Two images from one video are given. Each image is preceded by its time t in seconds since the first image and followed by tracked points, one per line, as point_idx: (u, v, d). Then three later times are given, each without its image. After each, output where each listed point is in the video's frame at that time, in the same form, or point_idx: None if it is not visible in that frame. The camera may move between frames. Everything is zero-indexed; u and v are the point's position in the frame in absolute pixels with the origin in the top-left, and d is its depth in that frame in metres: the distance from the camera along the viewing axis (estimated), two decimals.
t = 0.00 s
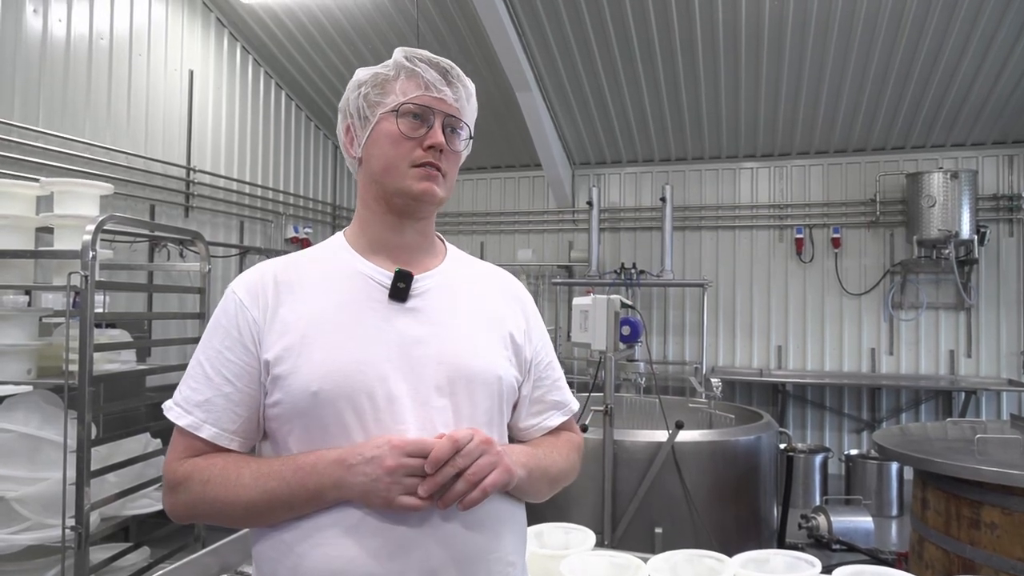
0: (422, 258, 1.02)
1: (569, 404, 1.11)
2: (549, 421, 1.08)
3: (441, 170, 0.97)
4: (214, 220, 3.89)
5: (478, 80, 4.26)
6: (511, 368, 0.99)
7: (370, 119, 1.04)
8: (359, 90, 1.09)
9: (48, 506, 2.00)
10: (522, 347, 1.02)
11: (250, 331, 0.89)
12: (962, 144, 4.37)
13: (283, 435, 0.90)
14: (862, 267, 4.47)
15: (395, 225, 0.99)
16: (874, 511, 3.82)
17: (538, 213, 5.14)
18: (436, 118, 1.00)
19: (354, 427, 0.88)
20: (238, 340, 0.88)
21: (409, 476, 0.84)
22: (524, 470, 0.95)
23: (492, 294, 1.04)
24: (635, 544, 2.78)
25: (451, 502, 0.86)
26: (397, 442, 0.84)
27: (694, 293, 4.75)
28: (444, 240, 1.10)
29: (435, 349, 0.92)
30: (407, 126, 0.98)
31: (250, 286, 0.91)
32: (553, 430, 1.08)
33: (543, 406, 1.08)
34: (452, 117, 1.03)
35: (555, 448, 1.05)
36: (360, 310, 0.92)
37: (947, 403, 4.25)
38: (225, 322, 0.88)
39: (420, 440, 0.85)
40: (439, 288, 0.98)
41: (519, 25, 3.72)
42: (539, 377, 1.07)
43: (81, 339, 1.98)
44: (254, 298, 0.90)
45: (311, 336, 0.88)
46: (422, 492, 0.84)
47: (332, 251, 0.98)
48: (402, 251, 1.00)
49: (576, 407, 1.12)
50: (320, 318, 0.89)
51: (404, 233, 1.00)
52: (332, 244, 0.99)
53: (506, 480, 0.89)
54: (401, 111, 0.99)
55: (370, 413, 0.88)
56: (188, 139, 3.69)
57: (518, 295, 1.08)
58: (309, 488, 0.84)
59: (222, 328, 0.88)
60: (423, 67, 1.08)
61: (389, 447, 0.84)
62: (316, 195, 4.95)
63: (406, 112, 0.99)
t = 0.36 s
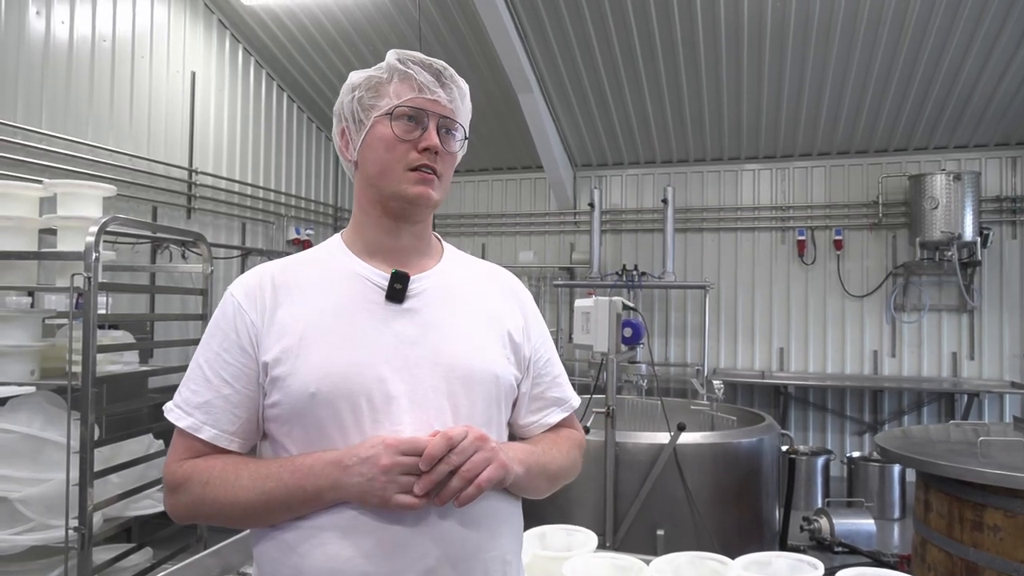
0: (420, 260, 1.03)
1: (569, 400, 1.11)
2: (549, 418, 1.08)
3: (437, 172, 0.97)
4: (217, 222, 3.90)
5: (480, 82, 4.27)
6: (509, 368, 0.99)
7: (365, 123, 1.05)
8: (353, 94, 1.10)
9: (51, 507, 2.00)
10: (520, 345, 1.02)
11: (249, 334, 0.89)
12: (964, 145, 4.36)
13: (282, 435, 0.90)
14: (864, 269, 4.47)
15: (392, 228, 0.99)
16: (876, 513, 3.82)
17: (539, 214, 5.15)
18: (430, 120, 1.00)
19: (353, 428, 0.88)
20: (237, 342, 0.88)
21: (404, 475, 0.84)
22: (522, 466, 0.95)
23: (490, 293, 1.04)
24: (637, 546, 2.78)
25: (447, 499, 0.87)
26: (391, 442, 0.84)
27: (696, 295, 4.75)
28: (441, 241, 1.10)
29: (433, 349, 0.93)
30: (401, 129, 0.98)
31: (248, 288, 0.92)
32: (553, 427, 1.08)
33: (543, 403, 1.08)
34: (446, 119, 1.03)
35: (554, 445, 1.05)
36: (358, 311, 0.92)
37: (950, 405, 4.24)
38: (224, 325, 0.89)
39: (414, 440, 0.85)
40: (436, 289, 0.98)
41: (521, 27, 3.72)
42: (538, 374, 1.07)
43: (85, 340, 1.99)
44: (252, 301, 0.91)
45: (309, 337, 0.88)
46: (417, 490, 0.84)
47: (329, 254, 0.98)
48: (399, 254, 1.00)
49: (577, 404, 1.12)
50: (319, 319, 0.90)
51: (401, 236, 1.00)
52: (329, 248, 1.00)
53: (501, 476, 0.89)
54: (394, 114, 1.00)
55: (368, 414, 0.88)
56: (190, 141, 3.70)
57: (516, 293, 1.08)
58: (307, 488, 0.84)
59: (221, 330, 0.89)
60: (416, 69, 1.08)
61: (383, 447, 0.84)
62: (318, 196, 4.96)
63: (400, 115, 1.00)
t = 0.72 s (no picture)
0: (419, 260, 1.03)
1: (565, 400, 1.10)
2: (545, 418, 1.08)
3: (436, 173, 0.97)
4: (217, 223, 3.90)
5: (480, 83, 4.27)
6: (507, 368, 0.99)
7: (365, 124, 1.05)
8: (354, 95, 1.10)
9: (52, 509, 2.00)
10: (518, 345, 1.02)
11: (250, 334, 0.89)
12: (965, 145, 4.36)
13: (283, 435, 0.90)
14: (865, 269, 4.47)
15: (391, 228, 0.99)
16: (878, 513, 3.82)
17: (540, 215, 5.15)
18: (430, 122, 1.00)
19: (353, 427, 0.88)
20: (238, 343, 0.88)
21: (406, 477, 0.84)
22: (522, 467, 0.95)
23: (489, 293, 1.04)
24: (639, 546, 2.78)
25: (449, 501, 0.87)
26: (394, 444, 0.84)
27: (696, 296, 4.75)
28: (440, 241, 1.10)
29: (432, 348, 0.92)
30: (402, 130, 0.98)
31: (248, 288, 0.92)
32: (548, 428, 1.08)
33: (540, 403, 1.08)
34: (446, 120, 1.03)
35: (550, 445, 1.04)
36: (358, 311, 0.92)
37: (951, 405, 4.24)
38: (225, 325, 0.89)
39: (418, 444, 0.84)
40: (435, 289, 0.98)
41: (521, 28, 3.72)
42: (536, 374, 1.07)
43: (86, 342, 1.99)
44: (252, 301, 0.91)
45: (309, 337, 0.88)
46: (420, 493, 0.84)
47: (328, 253, 0.98)
48: (398, 254, 1.00)
49: (573, 404, 1.11)
50: (319, 319, 0.90)
51: (400, 236, 1.00)
52: (328, 247, 0.99)
53: (502, 478, 0.89)
54: (395, 115, 1.00)
55: (368, 413, 0.88)
56: (190, 143, 3.70)
57: (514, 294, 1.09)
58: (310, 486, 0.84)
59: (222, 331, 0.88)
60: (416, 71, 1.08)
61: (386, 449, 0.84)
62: (318, 198, 4.96)
63: (401, 116, 1.00)
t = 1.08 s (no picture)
0: (422, 262, 1.03)
1: (565, 402, 1.11)
2: (545, 418, 1.08)
3: (440, 178, 0.98)
4: (219, 223, 3.91)
5: (481, 83, 4.27)
6: (509, 369, 1.00)
7: (370, 127, 1.05)
8: (359, 98, 1.10)
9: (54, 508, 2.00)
10: (520, 346, 1.03)
11: (255, 333, 0.89)
12: (967, 145, 4.36)
13: (287, 435, 0.90)
14: (866, 269, 4.46)
15: (395, 231, 0.99)
16: (879, 514, 3.81)
17: (541, 215, 5.15)
18: (435, 126, 1.00)
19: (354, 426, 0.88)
20: (243, 342, 0.88)
21: (386, 475, 0.82)
22: (551, 450, 0.97)
23: (492, 296, 1.04)
24: (640, 547, 2.77)
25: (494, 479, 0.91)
26: (375, 440, 0.82)
27: (697, 296, 4.75)
28: (443, 244, 1.11)
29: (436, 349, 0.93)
30: (407, 134, 0.98)
31: (253, 288, 0.92)
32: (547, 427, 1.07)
33: (539, 404, 1.09)
34: (451, 124, 1.03)
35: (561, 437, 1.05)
36: (361, 311, 0.92)
37: (953, 405, 4.24)
38: (230, 324, 0.89)
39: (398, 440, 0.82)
40: (438, 290, 0.98)
41: (523, 28, 3.72)
42: (536, 376, 1.08)
43: (88, 342, 1.99)
44: (257, 301, 0.91)
45: (314, 337, 0.89)
46: (400, 492, 0.82)
47: (332, 255, 0.98)
48: (401, 256, 1.00)
49: (572, 406, 1.12)
50: (323, 319, 0.90)
51: (404, 238, 1.00)
52: (332, 249, 1.00)
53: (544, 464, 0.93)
54: (400, 119, 1.00)
55: (372, 413, 0.88)
56: (192, 144, 3.70)
57: (516, 297, 1.09)
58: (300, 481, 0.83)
59: (227, 330, 0.89)
60: (422, 76, 1.09)
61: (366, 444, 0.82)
62: (319, 198, 4.96)
63: (406, 120, 1.00)
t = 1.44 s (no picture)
0: (422, 262, 1.02)
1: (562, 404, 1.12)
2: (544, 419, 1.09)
3: (436, 175, 0.98)
4: (218, 224, 3.91)
5: (481, 83, 4.27)
6: (509, 369, 1.00)
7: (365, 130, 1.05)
8: (354, 103, 1.11)
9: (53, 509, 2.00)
10: (519, 347, 1.04)
11: (255, 327, 0.90)
12: (966, 145, 4.36)
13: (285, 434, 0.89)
14: (866, 269, 4.46)
15: (394, 231, 0.99)
16: (879, 513, 3.81)
17: (541, 215, 5.15)
18: (427, 125, 1.01)
19: (354, 426, 0.87)
20: (244, 336, 0.89)
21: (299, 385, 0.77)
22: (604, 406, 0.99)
23: (493, 296, 1.04)
24: (640, 547, 2.77)
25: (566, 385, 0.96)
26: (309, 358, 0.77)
27: (697, 296, 4.75)
28: (444, 246, 1.10)
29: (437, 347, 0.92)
30: (399, 134, 0.99)
31: (255, 283, 0.92)
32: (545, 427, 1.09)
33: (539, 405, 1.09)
34: (444, 122, 1.03)
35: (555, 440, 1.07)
36: (363, 310, 0.92)
37: (952, 405, 4.24)
38: (233, 318, 0.89)
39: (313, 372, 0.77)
40: (439, 290, 0.98)
41: (522, 27, 3.72)
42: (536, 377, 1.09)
43: (86, 343, 1.99)
44: (260, 297, 0.91)
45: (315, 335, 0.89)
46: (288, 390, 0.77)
47: (332, 254, 0.98)
48: (402, 255, 1.00)
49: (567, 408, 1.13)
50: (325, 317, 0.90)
51: (404, 238, 1.00)
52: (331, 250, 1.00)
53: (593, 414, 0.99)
54: (392, 120, 1.00)
55: (371, 410, 0.88)
56: (191, 145, 3.70)
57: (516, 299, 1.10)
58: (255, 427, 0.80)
59: (229, 324, 0.89)
60: (412, 75, 1.09)
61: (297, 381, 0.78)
62: (319, 199, 4.96)
63: (397, 120, 1.00)
